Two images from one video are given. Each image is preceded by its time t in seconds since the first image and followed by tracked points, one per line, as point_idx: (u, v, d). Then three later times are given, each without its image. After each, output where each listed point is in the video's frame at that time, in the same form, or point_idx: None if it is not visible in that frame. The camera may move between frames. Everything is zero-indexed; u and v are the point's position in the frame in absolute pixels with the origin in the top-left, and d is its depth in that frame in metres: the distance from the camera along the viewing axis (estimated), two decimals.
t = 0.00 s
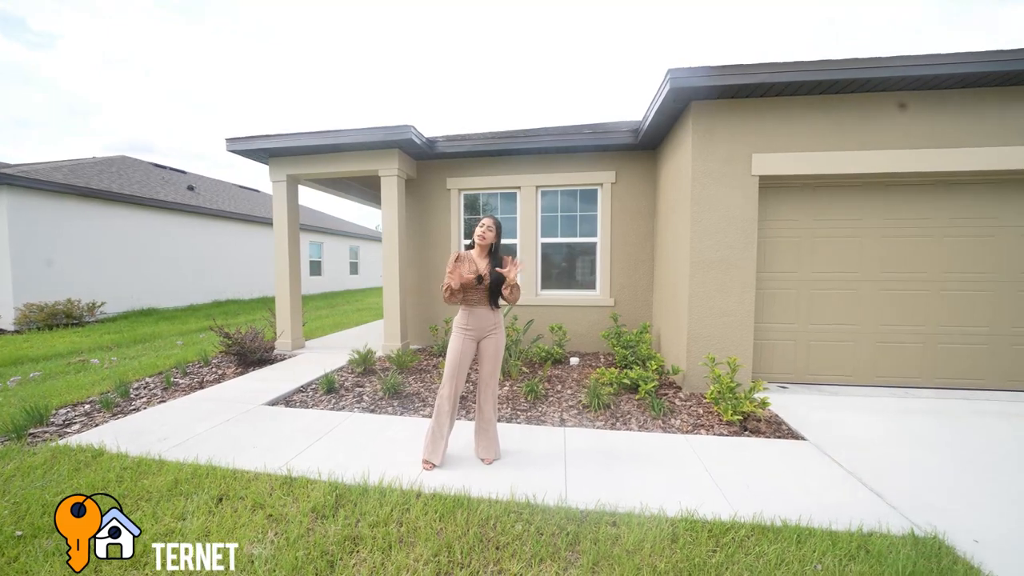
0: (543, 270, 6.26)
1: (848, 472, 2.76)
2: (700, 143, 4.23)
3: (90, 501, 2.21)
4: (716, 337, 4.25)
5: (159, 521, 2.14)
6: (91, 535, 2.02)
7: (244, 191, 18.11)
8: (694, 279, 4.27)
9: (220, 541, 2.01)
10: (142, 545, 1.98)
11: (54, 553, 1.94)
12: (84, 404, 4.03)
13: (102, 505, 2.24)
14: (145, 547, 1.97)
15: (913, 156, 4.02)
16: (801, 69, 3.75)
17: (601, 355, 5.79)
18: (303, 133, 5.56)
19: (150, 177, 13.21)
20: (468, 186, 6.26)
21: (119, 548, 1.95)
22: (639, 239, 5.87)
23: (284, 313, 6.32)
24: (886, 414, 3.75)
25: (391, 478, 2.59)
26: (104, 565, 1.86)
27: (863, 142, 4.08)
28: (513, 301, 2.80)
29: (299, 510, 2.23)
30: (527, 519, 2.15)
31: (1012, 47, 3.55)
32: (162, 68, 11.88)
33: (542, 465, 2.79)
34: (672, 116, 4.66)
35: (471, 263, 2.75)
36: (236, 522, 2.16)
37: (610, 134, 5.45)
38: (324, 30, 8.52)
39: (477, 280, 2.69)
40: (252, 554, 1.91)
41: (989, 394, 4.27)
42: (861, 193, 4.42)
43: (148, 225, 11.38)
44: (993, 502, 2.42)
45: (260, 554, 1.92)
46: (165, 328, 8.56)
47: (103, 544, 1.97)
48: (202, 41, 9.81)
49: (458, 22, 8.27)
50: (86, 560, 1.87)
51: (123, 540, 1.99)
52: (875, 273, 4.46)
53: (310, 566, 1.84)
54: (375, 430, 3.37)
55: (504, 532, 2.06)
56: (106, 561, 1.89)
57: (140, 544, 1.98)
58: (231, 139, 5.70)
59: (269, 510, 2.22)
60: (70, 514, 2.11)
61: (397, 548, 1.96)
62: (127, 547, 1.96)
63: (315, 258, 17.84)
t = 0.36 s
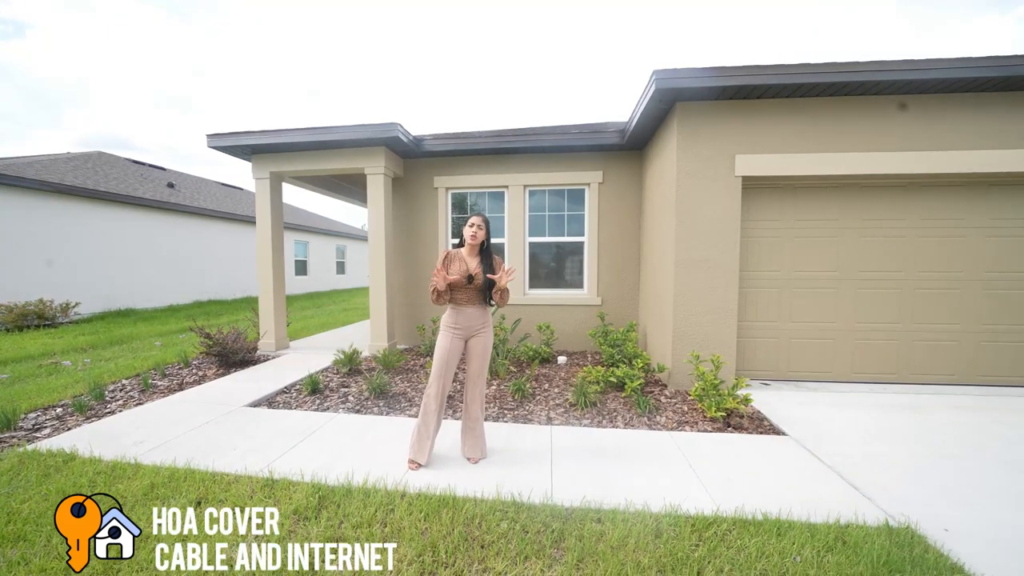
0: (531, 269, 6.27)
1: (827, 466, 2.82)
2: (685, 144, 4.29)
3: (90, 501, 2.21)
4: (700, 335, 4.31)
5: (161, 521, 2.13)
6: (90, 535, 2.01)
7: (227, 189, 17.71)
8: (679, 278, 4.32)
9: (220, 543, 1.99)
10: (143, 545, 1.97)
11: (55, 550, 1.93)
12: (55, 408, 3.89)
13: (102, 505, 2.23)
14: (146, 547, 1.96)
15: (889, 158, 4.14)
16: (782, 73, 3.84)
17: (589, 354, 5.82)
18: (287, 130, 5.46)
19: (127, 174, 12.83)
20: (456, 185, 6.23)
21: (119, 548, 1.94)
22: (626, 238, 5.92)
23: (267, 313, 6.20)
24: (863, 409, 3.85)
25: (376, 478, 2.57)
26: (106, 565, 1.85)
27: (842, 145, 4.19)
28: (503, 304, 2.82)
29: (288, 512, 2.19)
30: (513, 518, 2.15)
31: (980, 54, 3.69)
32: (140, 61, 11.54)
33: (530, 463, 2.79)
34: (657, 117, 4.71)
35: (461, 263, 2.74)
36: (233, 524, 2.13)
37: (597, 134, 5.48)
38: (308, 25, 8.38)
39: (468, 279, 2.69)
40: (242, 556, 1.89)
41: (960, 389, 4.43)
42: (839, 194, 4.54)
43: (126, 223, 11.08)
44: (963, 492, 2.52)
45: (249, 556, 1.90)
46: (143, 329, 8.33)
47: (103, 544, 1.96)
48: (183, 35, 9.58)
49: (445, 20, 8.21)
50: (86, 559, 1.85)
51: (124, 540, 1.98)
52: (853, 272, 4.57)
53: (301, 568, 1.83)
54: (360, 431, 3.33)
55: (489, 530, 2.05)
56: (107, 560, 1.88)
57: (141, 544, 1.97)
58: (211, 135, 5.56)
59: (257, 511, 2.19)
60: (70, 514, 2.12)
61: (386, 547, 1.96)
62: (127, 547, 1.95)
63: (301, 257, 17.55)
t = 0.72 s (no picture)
0: (523, 269, 6.26)
1: (817, 464, 2.85)
2: (677, 145, 4.30)
3: (90, 501, 2.21)
4: (692, 335, 4.33)
5: (161, 521, 2.12)
6: (90, 535, 2.01)
7: (215, 187, 17.43)
8: (671, 278, 4.34)
9: (219, 543, 1.98)
10: (143, 544, 1.96)
11: (55, 550, 1.92)
12: (35, 412, 3.77)
13: (102, 505, 2.22)
14: (146, 546, 1.95)
15: (877, 160, 4.21)
16: (773, 75, 3.87)
17: (581, 354, 5.82)
18: (276, 127, 5.37)
19: (112, 171, 12.54)
20: (448, 184, 6.19)
21: (119, 548, 1.93)
22: (618, 238, 5.94)
23: (255, 313, 6.09)
24: (852, 408, 3.90)
25: (367, 480, 2.54)
26: (107, 565, 1.84)
27: (831, 146, 4.25)
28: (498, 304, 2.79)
29: (285, 512, 2.18)
30: (506, 519, 2.13)
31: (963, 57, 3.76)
32: (124, 56, 11.30)
33: (522, 464, 2.77)
34: (650, 117, 4.72)
35: (454, 263, 2.71)
36: (233, 524, 2.12)
37: (590, 134, 5.49)
38: (298, 21, 8.28)
39: (462, 279, 2.67)
40: (241, 556, 1.88)
41: (945, 386, 4.51)
42: (828, 194, 4.59)
43: (111, 223, 10.87)
44: (949, 488, 2.56)
45: (248, 556, 1.89)
46: (128, 330, 8.15)
47: (103, 544, 1.96)
48: (170, 30, 9.42)
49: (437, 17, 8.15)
50: (86, 559, 1.84)
51: (123, 540, 1.97)
52: (842, 272, 4.63)
53: (300, 568, 1.82)
54: (350, 433, 3.27)
55: (480, 533, 2.03)
56: (107, 560, 1.87)
57: (141, 544, 1.96)
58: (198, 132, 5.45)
59: (255, 510, 2.18)
60: (70, 514, 2.12)
61: (382, 549, 1.94)
62: (127, 547, 1.94)
63: (291, 257, 17.34)
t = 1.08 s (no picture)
0: (517, 269, 6.24)
1: (808, 463, 2.87)
2: (670, 145, 4.32)
3: (90, 501, 2.20)
4: (685, 335, 4.35)
5: (162, 521, 2.12)
6: (90, 535, 2.01)
7: (203, 186, 17.15)
8: (664, 278, 4.35)
9: (219, 543, 1.98)
10: (143, 545, 1.97)
11: (55, 550, 1.92)
12: (14, 416, 3.67)
13: (102, 505, 2.22)
14: (146, 546, 1.96)
15: (866, 161, 4.26)
16: (764, 77, 3.90)
17: (575, 354, 5.81)
18: (266, 126, 5.29)
19: (96, 169, 12.25)
20: (441, 184, 6.15)
21: (119, 548, 1.94)
22: (611, 238, 5.95)
23: (244, 314, 5.99)
24: (841, 407, 3.94)
25: (359, 484, 2.50)
26: (108, 564, 1.85)
27: (821, 148, 4.29)
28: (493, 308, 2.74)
29: (283, 513, 2.17)
30: (500, 522, 2.11)
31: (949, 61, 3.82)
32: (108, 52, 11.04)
33: (515, 466, 2.75)
34: (643, 117, 4.73)
35: (451, 264, 2.70)
36: (233, 524, 2.12)
37: (583, 134, 5.48)
38: (289, 17, 8.16)
39: (459, 280, 2.64)
40: (241, 556, 1.88)
41: (932, 385, 4.59)
42: (818, 196, 4.64)
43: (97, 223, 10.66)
44: (936, 486, 2.60)
45: (248, 556, 1.90)
46: (113, 331, 7.97)
47: (103, 544, 1.96)
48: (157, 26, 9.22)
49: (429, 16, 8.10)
50: (86, 559, 1.85)
51: (124, 540, 1.98)
52: (831, 272, 4.68)
53: (299, 569, 1.82)
54: (340, 436, 3.23)
55: (474, 537, 2.01)
56: (107, 560, 1.87)
57: (141, 544, 1.97)
58: (185, 129, 5.35)
59: (255, 510, 2.18)
60: (70, 514, 2.11)
61: (379, 551, 1.94)
62: (127, 548, 1.95)
63: (281, 257, 17.14)
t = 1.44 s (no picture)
0: (510, 269, 6.22)
1: (800, 461, 2.89)
2: (662, 146, 4.33)
3: (90, 501, 2.20)
4: (677, 335, 4.37)
5: (161, 521, 2.12)
6: (90, 535, 2.01)
7: (191, 185, 16.89)
8: (657, 278, 4.36)
9: (219, 543, 1.98)
10: (143, 544, 1.97)
11: (55, 550, 1.93)
12: None
13: (102, 505, 2.22)
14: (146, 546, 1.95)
15: (854, 163, 4.32)
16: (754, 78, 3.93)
17: (567, 354, 5.81)
18: (254, 124, 5.21)
19: (80, 167, 12.00)
20: (434, 184, 6.11)
21: (119, 548, 1.94)
22: (604, 238, 5.95)
23: (232, 315, 5.89)
24: (831, 405, 3.98)
25: (349, 488, 2.46)
26: (108, 564, 1.85)
27: (810, 149, 4.34)
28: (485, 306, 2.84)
29: (278, 513, 2.16)
30: (492, 526, 2.09)
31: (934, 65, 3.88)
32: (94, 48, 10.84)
33: (508, 469, 2.72)
34: (635, 118, 4.74)
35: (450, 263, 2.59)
36: (232, 524, 2.12)
37: (575, 134, 5.48)
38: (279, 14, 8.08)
39: (459, 280, 2.58)
40: (240, 556, 1.88)
41: (918, 383, 4.66)
42: (807, 196, 4.68)
43: (80, 224, 10.41)
44: (923, 482, 2.64)
45: (248, 556, 1.89)
46: (96, 333, 7.78)
47: (103, 544, 1.96)
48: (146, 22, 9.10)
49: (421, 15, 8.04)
50: (86, 559, 1.85)
51: (123, 540, 1.98)
52: (821, 272, 4.74)
53: (298, 569, 1.82)
54: (330, 439, 3.17)
55: (466, 541, 1.98)
56: (107, 559, 1.87)
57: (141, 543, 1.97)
58: (172, 127, 5.25)
59: (254, 510, 2.17)
60: (70, 514, 2.12)
61: (380, 550, 1.93)
62: (127, 547, 1.95)
63: (271, 257, 16.94)
